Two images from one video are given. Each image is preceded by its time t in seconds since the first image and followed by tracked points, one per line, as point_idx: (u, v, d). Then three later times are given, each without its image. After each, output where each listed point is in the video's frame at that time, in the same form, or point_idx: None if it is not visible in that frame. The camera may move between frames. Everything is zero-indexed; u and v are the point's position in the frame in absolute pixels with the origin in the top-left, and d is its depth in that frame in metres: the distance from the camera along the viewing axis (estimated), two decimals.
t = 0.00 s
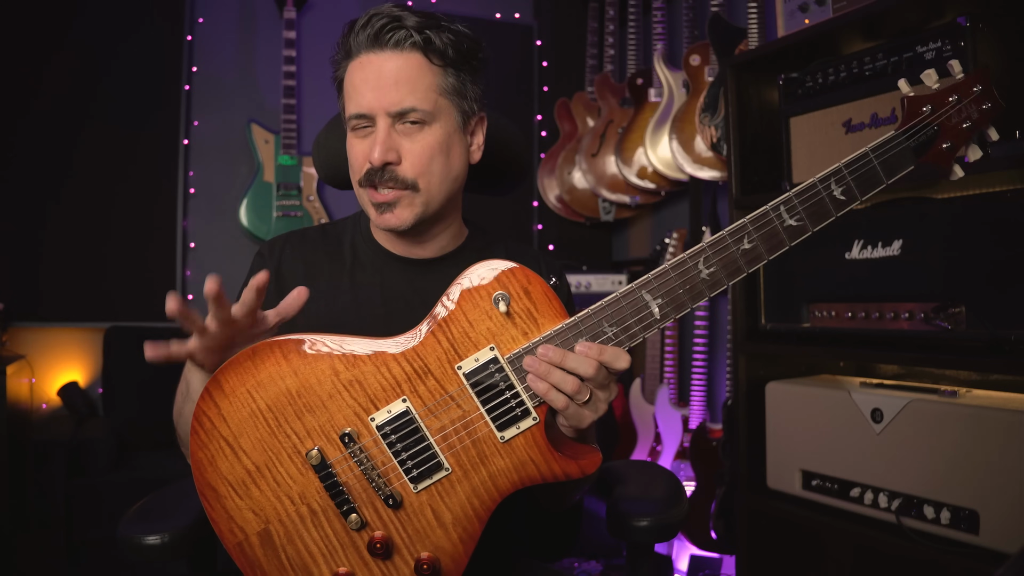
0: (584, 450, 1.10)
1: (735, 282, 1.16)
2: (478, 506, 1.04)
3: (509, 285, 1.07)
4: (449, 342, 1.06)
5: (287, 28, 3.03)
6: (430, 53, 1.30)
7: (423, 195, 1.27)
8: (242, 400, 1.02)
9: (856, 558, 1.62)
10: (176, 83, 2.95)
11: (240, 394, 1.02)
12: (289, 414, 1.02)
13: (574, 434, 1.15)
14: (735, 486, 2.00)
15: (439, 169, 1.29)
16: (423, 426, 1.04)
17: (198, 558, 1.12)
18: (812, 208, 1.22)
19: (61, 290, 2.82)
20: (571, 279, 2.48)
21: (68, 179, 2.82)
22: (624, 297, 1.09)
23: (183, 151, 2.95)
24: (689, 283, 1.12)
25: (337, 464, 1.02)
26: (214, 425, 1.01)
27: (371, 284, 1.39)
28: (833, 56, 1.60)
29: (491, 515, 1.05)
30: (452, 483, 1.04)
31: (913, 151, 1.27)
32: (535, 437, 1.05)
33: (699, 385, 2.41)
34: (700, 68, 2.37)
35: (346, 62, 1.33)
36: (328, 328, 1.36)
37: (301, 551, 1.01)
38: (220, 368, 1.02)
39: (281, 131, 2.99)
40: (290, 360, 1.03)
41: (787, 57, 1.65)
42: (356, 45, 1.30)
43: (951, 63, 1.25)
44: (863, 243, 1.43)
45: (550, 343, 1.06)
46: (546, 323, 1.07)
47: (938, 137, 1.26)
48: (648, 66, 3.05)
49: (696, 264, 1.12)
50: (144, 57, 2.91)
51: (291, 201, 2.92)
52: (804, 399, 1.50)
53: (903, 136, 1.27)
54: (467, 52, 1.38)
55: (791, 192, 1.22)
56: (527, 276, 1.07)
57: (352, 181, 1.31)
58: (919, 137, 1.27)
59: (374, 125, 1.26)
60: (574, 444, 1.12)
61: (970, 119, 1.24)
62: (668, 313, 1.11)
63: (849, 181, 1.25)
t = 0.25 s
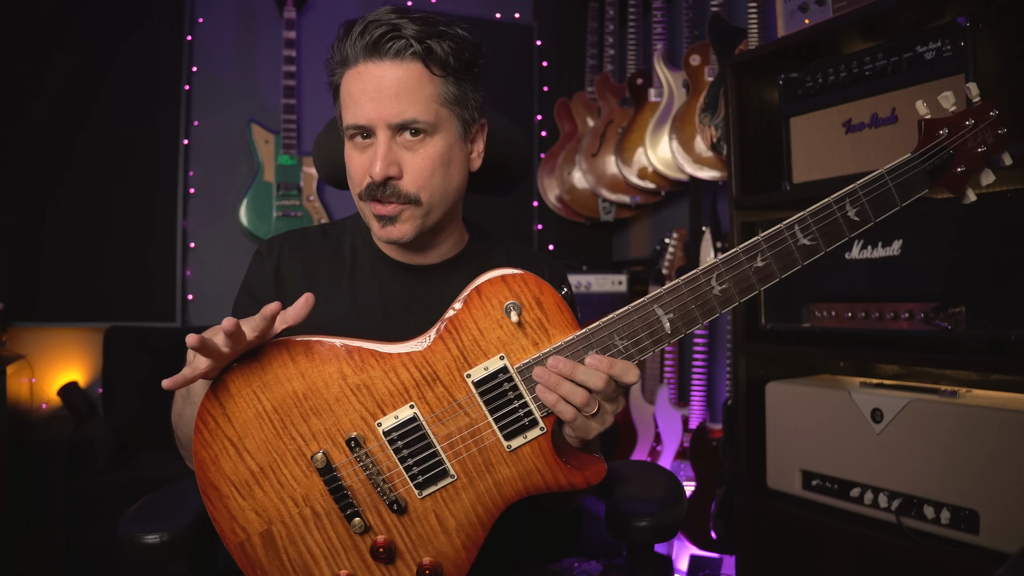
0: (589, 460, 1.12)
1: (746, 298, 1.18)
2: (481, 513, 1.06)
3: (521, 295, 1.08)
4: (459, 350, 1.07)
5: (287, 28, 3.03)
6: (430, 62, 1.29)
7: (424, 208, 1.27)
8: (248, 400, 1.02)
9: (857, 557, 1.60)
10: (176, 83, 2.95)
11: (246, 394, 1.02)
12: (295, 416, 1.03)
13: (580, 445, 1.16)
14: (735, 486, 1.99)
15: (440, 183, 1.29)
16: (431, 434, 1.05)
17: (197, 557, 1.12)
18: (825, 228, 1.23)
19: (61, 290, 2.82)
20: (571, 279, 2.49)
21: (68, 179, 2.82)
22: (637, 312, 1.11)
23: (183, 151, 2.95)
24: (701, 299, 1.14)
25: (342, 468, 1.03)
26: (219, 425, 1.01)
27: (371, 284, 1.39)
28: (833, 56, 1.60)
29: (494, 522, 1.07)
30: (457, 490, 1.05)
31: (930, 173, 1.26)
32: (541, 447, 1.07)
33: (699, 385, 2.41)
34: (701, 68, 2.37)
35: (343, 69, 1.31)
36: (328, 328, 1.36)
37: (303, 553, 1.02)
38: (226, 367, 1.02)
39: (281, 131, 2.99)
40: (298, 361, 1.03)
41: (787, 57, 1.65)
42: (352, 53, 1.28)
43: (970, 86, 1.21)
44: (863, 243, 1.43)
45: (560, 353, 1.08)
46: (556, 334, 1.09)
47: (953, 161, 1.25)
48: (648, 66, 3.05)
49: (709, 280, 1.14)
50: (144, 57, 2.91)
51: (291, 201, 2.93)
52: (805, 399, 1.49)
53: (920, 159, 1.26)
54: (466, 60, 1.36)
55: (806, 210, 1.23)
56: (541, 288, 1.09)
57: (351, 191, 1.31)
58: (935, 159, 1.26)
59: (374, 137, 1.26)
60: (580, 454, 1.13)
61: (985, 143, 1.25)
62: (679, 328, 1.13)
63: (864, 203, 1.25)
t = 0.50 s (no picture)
0: (591, 460, 1.12)
1: (748, 298, 1.18)
2: (482, 513, 1.06)
3: (522, 295, 1.08)
4: (460, 350, 1.07)
5: (287, 28, 3.03)
6: (435, 67, 1.29)
7: (430, 215, 1.28)
8: (249, 401, 1.02)
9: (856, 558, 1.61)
10: (176, 83, 2.95)
11: (247, 395, 1.02)
12: (296, 417, 1.03)
13: (581, 445, 1.16)
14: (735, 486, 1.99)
15: (444, 189, 1.30)
16: (432, 434, 1.06)
17: (197, 558, 1.12)
18: (827, 228, 1.23)
19: (61, 290, 2.82)
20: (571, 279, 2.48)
21: (68, 179, 2.82)
22: (638, 312, 1.11)
23: (183, 151, 2.95)
24: (702, 298, 1.14)
25: (344, 469, 1.03)
26: (220, 426, 1.01)
27: (371, 284, 1.39)
28: (833, 56, 1.60)
29: (495, 522, 1.07)
30: (459, 490, 1.05)
31: (930, 173, 1.26)
32: (543, 446, 1.07)
33: (699, 385, 2.41)
34: (701, 68, 2.37)
35: (345, 71, 1.30)
36: (328, 328, 1.36)
37: (304, 553, 1.02)
38: (225, 368, 1.02)
39: (281, 131, 2.99)
40: (299, 362, 1.03)
41: (787, 57, 1.65)
42: (355, 56, 1.27)
43: (970, 86, 1.20)
44: (863, 243, 1.43)
45: (562, 353, 1.08)
46: (558, 334, 1.09)
47: (954, 160, 1.25)
48: (648, 66, 3.05)
49: (710, 280, 1.14)
50: (144, 57, 2.91)
51: (291, 201, 2.93)
52: (805, 400, 1.49)
53: (920, 159, 1.26)
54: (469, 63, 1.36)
55: (808, 211, 1.23)
56: (542, 288, 1.09)
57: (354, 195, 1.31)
58: (936, 159, 1.25)
59: (378, 143, 1.26)
60: (581, 453, 1.13)
61: (987, 142, 1.24)
62: (680, 328, 1.13)
63: (865, 202, 1.25)
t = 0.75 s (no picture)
0: (590, 460, 1.12)
1: (748, 298, 1.18)
2: (482, 513, 1.06)
3: (522, 294, 1.09)
4: (460, 350, 1.07)
5: (287, 28, 3.02)
6: (437, 68, 1.29)
7: (428, 216, 1.28)
8: (249, 401, 1.02)
9: (856, 558, 1.69)
10: (176, 83, 2.95)
11: (246, 395, 1.02)
12: (296, 417, 1.03)
13: (581, 444, 1.16)
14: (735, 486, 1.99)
15: (445, 189, 1.30)
16: (432, 434, 1.05)
17: (198, 557, 1.12)
18: (827, 227, 1.23)
19: (61, 290, 2.82)
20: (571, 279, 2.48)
21: (68, 179, 2.82)
22: (637, 311, 1.11)
23: (183, 151, 2.95)
24: (702, 298, 1.14)
25: (344, 469, 1.03)
26: (220, 426, 1.01)
27: (371, 284, 1.39)
28: (833, 57, 1.60)
29: (494, 523, 1.07)
30: (459, 490, 1.06)
31: (930, 172, 1.26)
32: (542, 446, 1.07)
33: (699, 385, 2.41)
34: (701, 68, 2.37)
35: (347, 72, 1.30)
36: (328, 328, 1.36)
37: (304, 553, 1.02)
38: (224, 369, 1.02)
39: (281, 131, 2.99)
40: (298, 362, 1.03)
41: (787, 57, 1.65)
42: (356, 57, 1.27)
43: (970, 84, 1.20)
44: (862, 243, 1.43)
45: (561, 353, 1.08)
46: (558, 334, 1.09)
47: (955, 159, 1.25)
48: (648, 66, 3.05)
49: (710, 279, 1.14)
50: (144, 57, 2.91)
51: (291, 201, 2.93)
52: (805, 400, 1.49)
53: (920, 158, 1.26)
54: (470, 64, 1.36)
55: (807, 210, 1.23)
56: (541, 287, 1.09)
57: (354, 195, 1.30)
58: (937, 158, 1.25)
59: (379, 143, 1.26)
60: (581, 454, 1.13)
61: (987, 141, 1.24)
62: (680, 328, 1.13)
63: (865, 201, 1.25)
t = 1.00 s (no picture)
0: (593, 466, 1.12)
1: (756, 307, 1.18)
2: (483, 518, 1.06)
3: (528, 300, 1.08)
4: (463, 354, 1.07)
5: (287, 28, 3.02)
6: (450, 60, 1.30)
7: (437, 205, 1.28)
8: (250, 401, 1.02)
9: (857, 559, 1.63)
10: (176, 83, 2.95)
11: (248, 394, 1.02)
12: (297, 418, 1.03)
13: (585, 451, 1.16)
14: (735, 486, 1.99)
15: (453, 179, 1.31)
16: (433, 438, 1.05)
17: (197, 557, 1.12)
18: (839, 238, 1.25)
19: (61, 290, 2.82)
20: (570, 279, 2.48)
21: (68, 179, 2.82)
22: (644, 320, 1.11)
23: (183, 151, 2.95)
24: (710, 307, 1.14)
25: (344, 470, 1.03)
26: (222, 424, 1.01)
27: (371, 284, 1.39)
28: (833, 57, 1.60)
29: (495, 527, 1.07)
30: (459, 495, 1.06)
31: (945, 184, 1.25)
32: (545, 453, 1.07)
33: (699, 385, 2.41)
34: (701, 68, 2.37)
35: (356, 63, 1.30)
36: (327, 329, 1.36)
37: (304, 553, 1.02)
38: (228, 368, 1.02)
39: (281, 131, 2.99)
40: (301, 363, 1.03)
41: (787, 57, 1.65)
42: (368, 48, 1.28)
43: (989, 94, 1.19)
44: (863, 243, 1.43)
45: (566, 360, 1.08)
46: (563, 340, 1.09)
47: (972, 171, 1.22)
48: (648, 66, 3.05)
49: (717, 289, 1.14)
50: (144, 57, 2.91)
51: (291, 201, 2.92)
52: (805, 400, 1.49)
53: (937, 168, 1.25)
54: (480, 58, 1.37)
55: (818, 219, 1.25)
56: (548, 293, 1.09)
57: (360, 185, 1.30)
58: (953, 169, 1.24)
59: (389, 133, 1.27)
60: (585, 461, 1.13)
61: (1005, 154, 1.22)
62: (687, 337, 1.13)
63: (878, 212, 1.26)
